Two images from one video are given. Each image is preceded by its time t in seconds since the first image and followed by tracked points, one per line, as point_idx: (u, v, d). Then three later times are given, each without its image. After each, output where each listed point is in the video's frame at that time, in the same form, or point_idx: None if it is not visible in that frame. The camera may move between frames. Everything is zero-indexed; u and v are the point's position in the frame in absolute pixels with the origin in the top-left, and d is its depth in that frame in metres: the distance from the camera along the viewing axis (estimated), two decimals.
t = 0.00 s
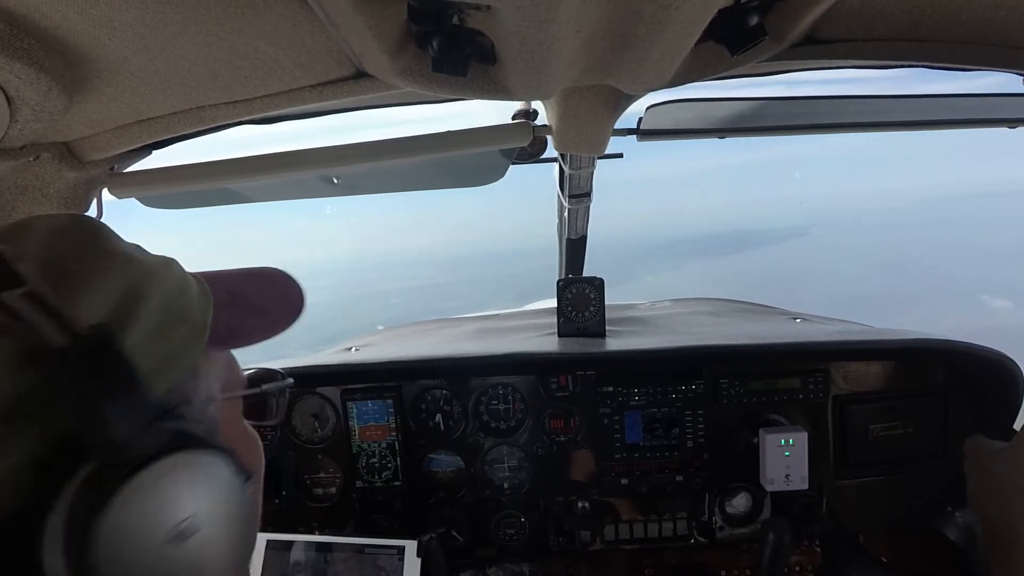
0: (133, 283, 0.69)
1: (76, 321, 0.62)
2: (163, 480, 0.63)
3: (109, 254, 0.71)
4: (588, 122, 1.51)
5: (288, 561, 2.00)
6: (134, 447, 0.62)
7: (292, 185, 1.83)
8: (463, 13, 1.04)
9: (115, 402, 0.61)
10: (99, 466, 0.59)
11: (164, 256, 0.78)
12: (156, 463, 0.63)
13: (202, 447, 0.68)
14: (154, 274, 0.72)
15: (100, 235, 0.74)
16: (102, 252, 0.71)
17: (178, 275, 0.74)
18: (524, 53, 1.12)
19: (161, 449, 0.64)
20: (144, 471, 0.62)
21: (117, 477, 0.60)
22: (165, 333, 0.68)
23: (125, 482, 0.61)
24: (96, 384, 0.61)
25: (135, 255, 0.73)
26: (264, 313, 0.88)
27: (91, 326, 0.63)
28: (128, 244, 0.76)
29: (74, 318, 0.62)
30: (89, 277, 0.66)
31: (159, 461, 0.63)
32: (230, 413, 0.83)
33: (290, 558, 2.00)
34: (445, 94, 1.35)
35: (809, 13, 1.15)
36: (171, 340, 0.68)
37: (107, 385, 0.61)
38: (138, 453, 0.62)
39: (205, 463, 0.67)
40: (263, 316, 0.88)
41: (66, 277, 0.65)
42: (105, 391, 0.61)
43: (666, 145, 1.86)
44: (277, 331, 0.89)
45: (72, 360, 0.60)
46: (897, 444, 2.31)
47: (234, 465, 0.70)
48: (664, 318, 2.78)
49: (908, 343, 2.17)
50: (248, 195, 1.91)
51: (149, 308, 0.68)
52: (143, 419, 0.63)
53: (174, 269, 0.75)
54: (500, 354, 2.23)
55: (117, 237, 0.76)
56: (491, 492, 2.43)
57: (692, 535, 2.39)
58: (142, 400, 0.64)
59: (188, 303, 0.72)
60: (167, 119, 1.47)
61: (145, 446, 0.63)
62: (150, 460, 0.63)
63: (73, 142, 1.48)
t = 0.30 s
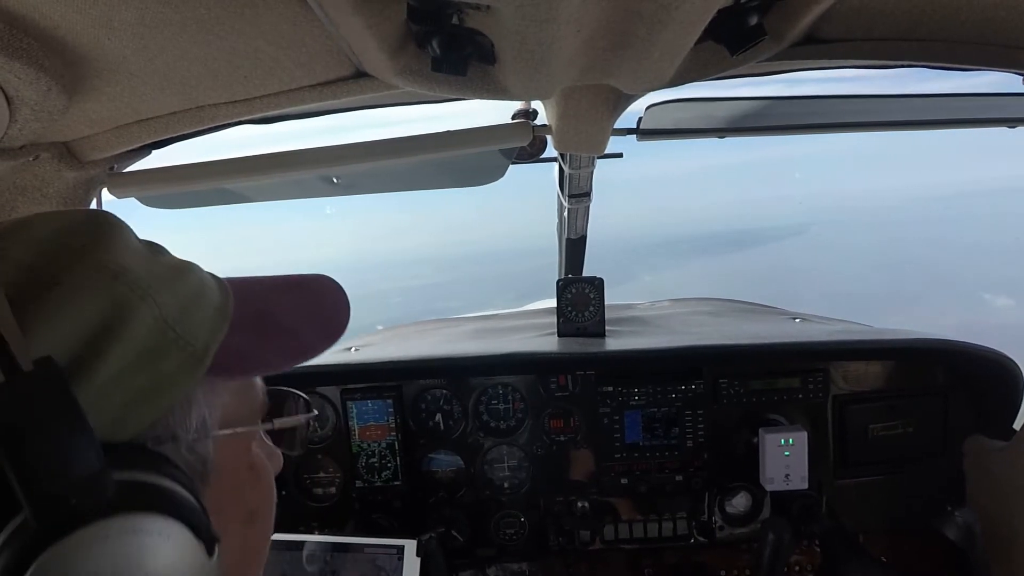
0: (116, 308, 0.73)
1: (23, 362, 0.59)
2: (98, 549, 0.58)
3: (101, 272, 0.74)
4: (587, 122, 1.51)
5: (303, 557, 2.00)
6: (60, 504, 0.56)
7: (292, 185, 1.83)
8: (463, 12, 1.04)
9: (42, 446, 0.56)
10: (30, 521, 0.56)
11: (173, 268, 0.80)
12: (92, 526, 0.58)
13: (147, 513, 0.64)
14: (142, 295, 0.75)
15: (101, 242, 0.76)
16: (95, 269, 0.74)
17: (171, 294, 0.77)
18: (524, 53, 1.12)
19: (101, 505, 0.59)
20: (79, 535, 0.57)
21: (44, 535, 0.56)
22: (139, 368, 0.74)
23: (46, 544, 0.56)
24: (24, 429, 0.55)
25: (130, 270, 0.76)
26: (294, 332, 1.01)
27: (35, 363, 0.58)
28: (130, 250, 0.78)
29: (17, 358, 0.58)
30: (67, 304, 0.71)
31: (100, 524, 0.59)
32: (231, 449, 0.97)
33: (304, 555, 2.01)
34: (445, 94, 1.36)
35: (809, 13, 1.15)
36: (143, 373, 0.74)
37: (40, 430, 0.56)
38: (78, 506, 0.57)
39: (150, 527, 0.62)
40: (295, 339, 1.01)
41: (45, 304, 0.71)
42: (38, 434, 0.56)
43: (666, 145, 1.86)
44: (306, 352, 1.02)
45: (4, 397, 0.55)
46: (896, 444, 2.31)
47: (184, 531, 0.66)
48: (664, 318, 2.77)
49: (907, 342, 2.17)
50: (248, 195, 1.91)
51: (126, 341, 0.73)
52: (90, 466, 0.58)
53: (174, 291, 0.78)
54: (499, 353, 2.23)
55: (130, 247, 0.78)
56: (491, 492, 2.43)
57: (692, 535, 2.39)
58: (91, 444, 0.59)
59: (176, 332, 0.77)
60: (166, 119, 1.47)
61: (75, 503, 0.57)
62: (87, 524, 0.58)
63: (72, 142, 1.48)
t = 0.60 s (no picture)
0: (115, 309, 0.73)
1: (25, 368, 0.58)
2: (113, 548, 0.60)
3: (98, 273, 0.74)
4: (587, 122, 1.51)
5: (302, 556, 2.00)
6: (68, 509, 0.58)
7: (291, 185, 1.83)
8: (463, 12, 1.04)
9: (50, 452, 0.57)
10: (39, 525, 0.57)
11: (168, 267, 0.81)
12: (98, 529, 0.60)
13: (153, 511, 0.66)
14: (141, 296, 0.75)
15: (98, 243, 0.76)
16: (93, 270, 0.74)
17: (169, 294, 0.78)
18: (524, 53, 1.12)
19: (108, 506, 0.61)
20: (89, 537, 0.59)
21: (54, 538, 0.58)
22: (139, 368, 0.74)
23: (57, 548, 0.58)
24: (30, 436, 0.56)
25: (128, 271, 0.76)
26: (289, 327, 1.00)
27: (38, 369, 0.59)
28: (127, 251, 0.77)
29: (19, 365, 0.58)
30: (67, 306, 0.70)
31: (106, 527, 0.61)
32: (232, 443, 0.98)
33: (303, 554, 2.01)
34: (445, 94, 1.36)
35: (808, 13, 1.15)
36: (143, 375, 0.75)
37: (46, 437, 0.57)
38: (85, 510, 0.59)
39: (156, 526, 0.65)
40: (286, 333, 0.99)
41: (43, 307, 0.70)
42: (45, 440, 0.57)
43: (666, 144, 1.86)
44: (302, 346, 1.01)
45: (12, 402, 0.56)
46: (896, 443, 2.31)
47: (192, 526, 0.69)
48: (664, 317, 2.77)
49: (907, 342, 2.17)
50: (247, 195, 1.91)
51: (126, 343, 0.73)
52: (95, 468, 0.60)
53: (172, 290, 0.78)
54: (499, 353, 2.23)
55: (125, 247, 0.78)
56: (490, 491, 2.43)
57: (691, 534, 2.39)
58: (97, 447, 0.60)
59: (175, 330, 0.77)
60: (166, 119, 1.47)
61: (82, 506, 0.59)
62: (94, 527, 0.60)
63: (72, 142, 1.48)
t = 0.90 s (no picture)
0: (103, 305, 0.73)
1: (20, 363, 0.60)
2: (117, 533, 0.64)
3: (85, 270, 0.74)
4: (586, 122, 1.51)
5: (301, 557, 2.00)
6: (73, 499, 0.60)
7: (291, 185, 1.83)
8: (463, 12, 1.04)
9: (52, 447, 0.58)
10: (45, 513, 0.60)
11: (153, 263, 0.80)
12: (101, 515, 0.63)
13: (156, 494, 0.68)
14: (128, 292, 0.75)
15: (83, 242, 0.76)
16: (78, 268, 0.74)
17: (156, 289, 0.77)
18: (524, 53, 1.12)
19: (110, 492, 0.63)
20: (94, 522, 0.62)
21: (59, 525, 0.61)
22: (130, 363, 0.75)
23: (63, 534, 0.61)
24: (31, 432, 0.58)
25: (113, 267, 0.75)
26: (277, 317, 0.99)
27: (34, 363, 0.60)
28: (111, 248, 0.77)
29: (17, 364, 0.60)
30: (55, 304, 0.71)
31: (110, 512, 0.63)
32: (225, 432, 1.01)
33: (303, 555, 2.01)
34: (445, 94, 1.36)
35: (808, 13, 1.15)
36: (134, 369, 0.75)
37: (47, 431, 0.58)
38: (89, 498, 0.61)
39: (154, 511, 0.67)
40: (275, 323, 0.98)
41: (32, 306, 0.71)
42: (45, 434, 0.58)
43: (665, 144, 1.86)
44: (291, 335, 1.00)
45: (10, 398, 0.58)
46: (896, 443, 2.31)
47: (194, 508, 0.72)
48: (664, 317, 2.77)
49: (908, 342, 2.17)
50: (247, 195, 1.91)
51: (117, 338, 0.73)
52: (96, 458, 0.61)
53: (159, 285, 0.78)
54: (499, 353, 2.23)
55: (109, 245, 0.78)
56: (490, 491, 2.43)
57: (691, 534, 2.39)
58: (97, 438, 0.61)
59: (164, 324, 0.77)
60: (166, 119, 1.47)
61: (86, 494, 0.61)
62: (98, 513, 0.63)
63: (71, 142, 1.48)
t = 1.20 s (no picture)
0: (115, 306, 0.73)
1: (37, 365, 0.60)
2: (134, 536, 0.64)
3: (95, 271, 0.74)
4: (586, 121, 1.51)
5: (301, 556, 2.00)
6: (90, 501, 0.61)
7: (291, 184, 1.83)
8: (463, 12, 1.04)
9: (68, 449, 0.59)
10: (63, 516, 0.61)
11: (162, 263, 0.81)
12: (118, 518, 0.63)
13: (174, 496, 0.69)
14: (138, 292, 0.75)
15: (93, 244, 0.77)
16: (88, 269, 0.74)
17: (166, 289, 0.78)
18: (524, 52, 1.12)
19: (125, 494, 0.63)
20: (111, 525, 0.63)
21: (78, 529, 0.61)
22: (143, 362, 0.75)
23: (82, 539, 0.61)
24: (50, 435, 0.58)
25: (123, 268, 0.76)
26: (286, 314, 0.99)
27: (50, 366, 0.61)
28: (121, 250, 0.78)
29: (32, 365, 0.60)
30: (66, 306, 0.71)
31: (126, 516, 0.64)
32: (237, 429, 1.01)
33: (303, 554, 2.01)
34: (445, 93, 1.36)
35: (808, 12, 1.15)
36: (147, 368, 0.76)
37: (64, 434, 0.59)
38: (105, 499, 0.62)
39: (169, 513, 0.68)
40: (284, 321, 0.98)
41: (44, 309, 0.71)
42: (61, 437, 0.59)
43: (665, 144, 1.86)
44: (300, 332, 1.00)
45: (24, 402, 0.58)
46: (896, 443, 2.31)
47: (210, 510, 0.72)
48: (664, 316, 2.77)
49: (908, 341, 2.17)
50: (247, 194, 1.91)
51: (130, 338, 0.74)
52: (110, 460, 0.62)
53: (169, 284, 0.78)
54: (499, 352, 2.23)
55: (119, 246, 0.78)
56: (491, 490, 2.43)
57: (691, 534, 2.40)
58: (110, 441, 0.62)
59: (175, 323, 0.78)
60: (166, 118, 1.47)
61: (103, 497, 0.62)
62: (115, 516, 0.63)
63: (72, 141, 1.48)
